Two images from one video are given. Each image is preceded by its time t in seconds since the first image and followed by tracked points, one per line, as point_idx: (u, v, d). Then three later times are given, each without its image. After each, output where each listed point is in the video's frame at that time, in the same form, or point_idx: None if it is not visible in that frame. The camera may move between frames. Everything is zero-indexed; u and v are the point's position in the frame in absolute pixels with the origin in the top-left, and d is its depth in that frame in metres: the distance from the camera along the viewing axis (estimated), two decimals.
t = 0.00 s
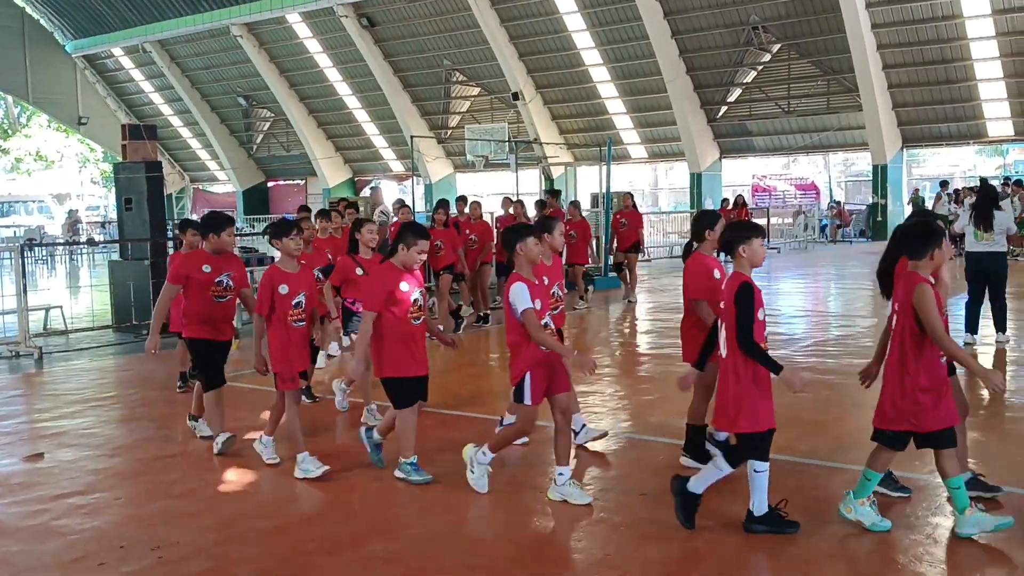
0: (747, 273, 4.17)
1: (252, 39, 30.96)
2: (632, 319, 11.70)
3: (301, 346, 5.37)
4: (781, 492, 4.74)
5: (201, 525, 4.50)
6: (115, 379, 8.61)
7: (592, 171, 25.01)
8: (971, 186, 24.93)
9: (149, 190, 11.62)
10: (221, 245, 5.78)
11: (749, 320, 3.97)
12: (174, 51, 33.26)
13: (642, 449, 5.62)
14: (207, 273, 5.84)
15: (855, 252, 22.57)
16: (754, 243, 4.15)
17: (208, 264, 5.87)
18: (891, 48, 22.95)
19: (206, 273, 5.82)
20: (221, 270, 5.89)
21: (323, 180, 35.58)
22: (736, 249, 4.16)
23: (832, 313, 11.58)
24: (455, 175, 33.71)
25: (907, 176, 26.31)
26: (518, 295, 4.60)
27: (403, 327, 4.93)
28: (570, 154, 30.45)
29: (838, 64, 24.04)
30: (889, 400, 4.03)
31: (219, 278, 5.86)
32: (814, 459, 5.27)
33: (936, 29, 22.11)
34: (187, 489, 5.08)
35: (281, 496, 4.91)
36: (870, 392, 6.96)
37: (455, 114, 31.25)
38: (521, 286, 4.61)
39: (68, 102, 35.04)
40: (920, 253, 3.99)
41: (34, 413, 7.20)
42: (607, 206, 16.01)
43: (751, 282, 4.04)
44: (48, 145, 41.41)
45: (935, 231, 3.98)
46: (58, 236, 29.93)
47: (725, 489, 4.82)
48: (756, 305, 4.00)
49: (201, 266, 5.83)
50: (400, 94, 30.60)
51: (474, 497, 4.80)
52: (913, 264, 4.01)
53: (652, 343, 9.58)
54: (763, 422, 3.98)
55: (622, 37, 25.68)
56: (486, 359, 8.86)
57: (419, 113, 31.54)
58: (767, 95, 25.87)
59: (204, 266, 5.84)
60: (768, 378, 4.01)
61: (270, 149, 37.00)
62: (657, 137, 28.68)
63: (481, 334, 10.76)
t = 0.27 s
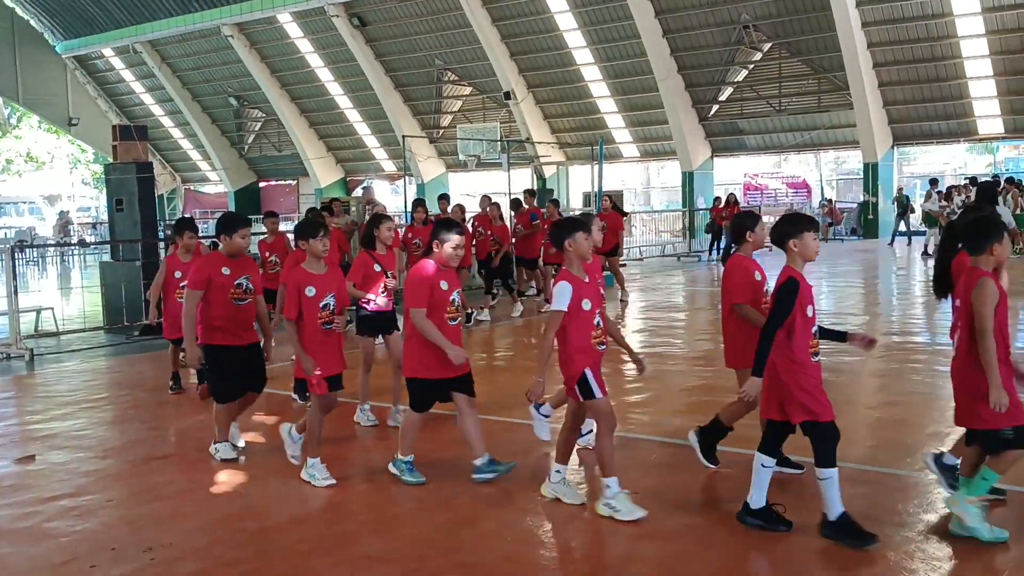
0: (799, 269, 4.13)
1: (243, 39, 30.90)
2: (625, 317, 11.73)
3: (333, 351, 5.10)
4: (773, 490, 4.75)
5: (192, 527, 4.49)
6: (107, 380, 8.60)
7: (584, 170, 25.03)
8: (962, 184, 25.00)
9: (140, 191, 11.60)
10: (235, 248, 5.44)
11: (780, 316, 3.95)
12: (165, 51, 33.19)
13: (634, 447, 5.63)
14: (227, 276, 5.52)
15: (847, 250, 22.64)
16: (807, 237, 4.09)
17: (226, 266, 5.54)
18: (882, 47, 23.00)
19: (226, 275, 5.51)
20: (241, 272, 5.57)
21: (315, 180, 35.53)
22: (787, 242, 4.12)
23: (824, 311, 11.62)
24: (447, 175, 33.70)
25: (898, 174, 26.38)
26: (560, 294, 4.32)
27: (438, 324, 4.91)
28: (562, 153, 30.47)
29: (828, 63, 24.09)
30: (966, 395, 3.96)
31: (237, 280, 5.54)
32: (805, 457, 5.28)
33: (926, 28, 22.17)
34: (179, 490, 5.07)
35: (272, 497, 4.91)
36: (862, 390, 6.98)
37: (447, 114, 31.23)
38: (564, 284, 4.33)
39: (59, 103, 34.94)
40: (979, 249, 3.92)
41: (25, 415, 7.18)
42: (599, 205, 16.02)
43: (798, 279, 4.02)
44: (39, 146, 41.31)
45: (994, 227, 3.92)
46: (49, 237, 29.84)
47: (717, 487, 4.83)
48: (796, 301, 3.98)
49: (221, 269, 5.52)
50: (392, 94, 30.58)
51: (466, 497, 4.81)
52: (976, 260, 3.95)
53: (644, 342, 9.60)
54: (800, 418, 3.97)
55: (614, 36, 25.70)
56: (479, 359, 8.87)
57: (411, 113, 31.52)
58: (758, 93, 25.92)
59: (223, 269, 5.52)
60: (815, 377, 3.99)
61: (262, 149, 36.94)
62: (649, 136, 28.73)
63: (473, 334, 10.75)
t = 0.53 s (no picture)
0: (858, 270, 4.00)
1: (234, 38, 30.83)
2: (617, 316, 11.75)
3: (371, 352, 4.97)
4: (765, 488, 4.76)
5: (184, 528, 4.48)
6: (99, 381, 8.57)
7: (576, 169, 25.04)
8: (953, 182, 25.07)
9: (131, 191, 11.56)
10: (263, 246, 5.33)
11: (848, 324, 3.80)
12: (156, 51, 33.11)
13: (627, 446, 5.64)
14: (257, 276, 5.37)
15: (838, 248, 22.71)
16: (866, 236, 3.99)
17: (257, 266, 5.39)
18: (873, 45, 23.06)
19: (258, 275, 5.35)
20: (270, 271, 5.45)
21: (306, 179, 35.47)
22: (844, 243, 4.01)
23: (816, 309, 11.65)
24: (439, 174, 33.69)
25: (889, 172, 26.46)
26: (611, 299, 4.11)
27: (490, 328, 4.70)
28: (554, 152, 30.48)
29: (819, 61, 24.13)
30: None
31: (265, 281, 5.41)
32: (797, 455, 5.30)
33: (916, 26, 22.23)
34: (171, 492, 5.06)
35: (265, 498, 4.89)
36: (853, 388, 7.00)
37: (438, 113, 31.21)
38: (616, 289, 4.12)
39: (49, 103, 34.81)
40: None
41: (16, 416, 7.16)
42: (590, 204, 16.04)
43: (861, 280, 3.89)
44: (30, 147, 41.16)
45: None
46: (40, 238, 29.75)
47: (710, 485, 4.84)
48: (862, 304, 3.82)
49: (251, 268, 5.35)
50: (384, 93, 30.54)
51: (460, 497, 4.80)
52: None
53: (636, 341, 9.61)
54: (869, 425, 3.83)
55: (606, 34, 25.72)
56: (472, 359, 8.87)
57: (403, 113, 31.49)
58: (750, 92, 25.97)
59: (254, 268, 5.35)
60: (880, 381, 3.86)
61: (254, 149, 36.86)
62: (641, 135, 28.76)
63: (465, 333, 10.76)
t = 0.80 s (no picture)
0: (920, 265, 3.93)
1: (228, 37, 30.80)
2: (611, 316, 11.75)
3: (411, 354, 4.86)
4: (759, 486, 4.76)
5: (177, 529, 4.47)
6: (93, 382, 8.55)
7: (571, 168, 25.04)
8: (947, 181, 25.10)
9: (125, 190, 11.54)
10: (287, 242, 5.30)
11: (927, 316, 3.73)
12: (150, 51, 33.07)
13: (622, 445, 5.64)
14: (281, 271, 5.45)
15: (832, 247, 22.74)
16: (930, 232, 3.93)
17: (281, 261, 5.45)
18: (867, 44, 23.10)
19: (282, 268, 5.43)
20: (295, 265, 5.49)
21: (301, 179, 35.42)
22: (907, 238, 3.94)
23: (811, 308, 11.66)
24: (434, 173, 33.67)
25: (884, 171, 26.50)
26: (674, 291, 4.04)
27: (537, 329, 4.51)
28: (549, 151, 30.47)
29: (814, 60, 24.16)
30: None
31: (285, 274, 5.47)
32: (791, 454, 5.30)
33: (910, 25, 22.27)
34: (164, 492, 5.04)
35: (258, 498, 4.88)
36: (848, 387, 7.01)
37: (433, 113, 31.19)
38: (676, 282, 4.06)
39: (43, 103, 34.74)
40: None
41: (10, 417, 7.14)
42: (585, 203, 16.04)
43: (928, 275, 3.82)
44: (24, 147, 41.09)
45: None
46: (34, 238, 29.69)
47: (703, 484, 4.84)
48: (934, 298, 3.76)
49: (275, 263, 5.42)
50: (378, 92, 30.51)
51: (454, 497, 4.80)
52: None
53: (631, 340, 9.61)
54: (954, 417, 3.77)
55: (601, 34, 25.72)
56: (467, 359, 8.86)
57: (398, 112, 31.47)
58: (744, 91, 26.01)
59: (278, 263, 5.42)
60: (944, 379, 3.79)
61: (248, 149, 36.81)
62: (636, 134, 28.78)
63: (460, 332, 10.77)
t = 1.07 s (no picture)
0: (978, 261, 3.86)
1: (222, 37, 30.75)
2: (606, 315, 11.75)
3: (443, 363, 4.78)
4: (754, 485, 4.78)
5: (173, 529, 4.47)
6: (88, 381, 8.54)
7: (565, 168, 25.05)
8: (940, 180, 25.16)
9: (119, 190, 11.53)
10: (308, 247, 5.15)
11: (979, 318, 3.68)
12: (143, 50, 33.01)
13: (617, 444, 5.65)
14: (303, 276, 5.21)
15: (826, 246, 22.79)
16: (989, 228, 3.85)
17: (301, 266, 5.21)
18: (860, 43, 23.14)
19: (300, 275, 5.19)
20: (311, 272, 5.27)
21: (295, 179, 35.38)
22: (969, 236, 3.87)
23: (804, 307, 11.69)
24: (428, 173, 33.65)
25: (877, 170, 26.58)
26: (730, 291, 4.05)
27: (589, 331, 4.38)
28: (543, 151, 30.48)
29: (808, 59, 24.20)
30: None
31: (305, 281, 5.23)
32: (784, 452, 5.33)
33: (904, 24, 22.31)
34: (160, 492, 5.04)
35: (255, 498, 4.88)
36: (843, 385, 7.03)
37: (427, 113, 31.16)
38: (733, 282, 4.06)
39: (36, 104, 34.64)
40: None
41: (4, 417, 7.13)
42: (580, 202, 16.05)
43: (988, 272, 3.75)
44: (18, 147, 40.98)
45: None
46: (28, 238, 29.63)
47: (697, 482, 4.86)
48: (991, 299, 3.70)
49: (293, 268, 5.17)
50: (373, 91, 30.47)
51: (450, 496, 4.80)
52: None
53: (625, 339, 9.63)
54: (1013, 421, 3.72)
55: (595, 33, 25.73)
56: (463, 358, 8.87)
57: (392, 111, 31.46)
58: (738, 90, 26.04)
59: (297, 268, 5.18)
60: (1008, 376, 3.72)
61: (242, 149, 36.76)
62: (630, 134, 28.81)
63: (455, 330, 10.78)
